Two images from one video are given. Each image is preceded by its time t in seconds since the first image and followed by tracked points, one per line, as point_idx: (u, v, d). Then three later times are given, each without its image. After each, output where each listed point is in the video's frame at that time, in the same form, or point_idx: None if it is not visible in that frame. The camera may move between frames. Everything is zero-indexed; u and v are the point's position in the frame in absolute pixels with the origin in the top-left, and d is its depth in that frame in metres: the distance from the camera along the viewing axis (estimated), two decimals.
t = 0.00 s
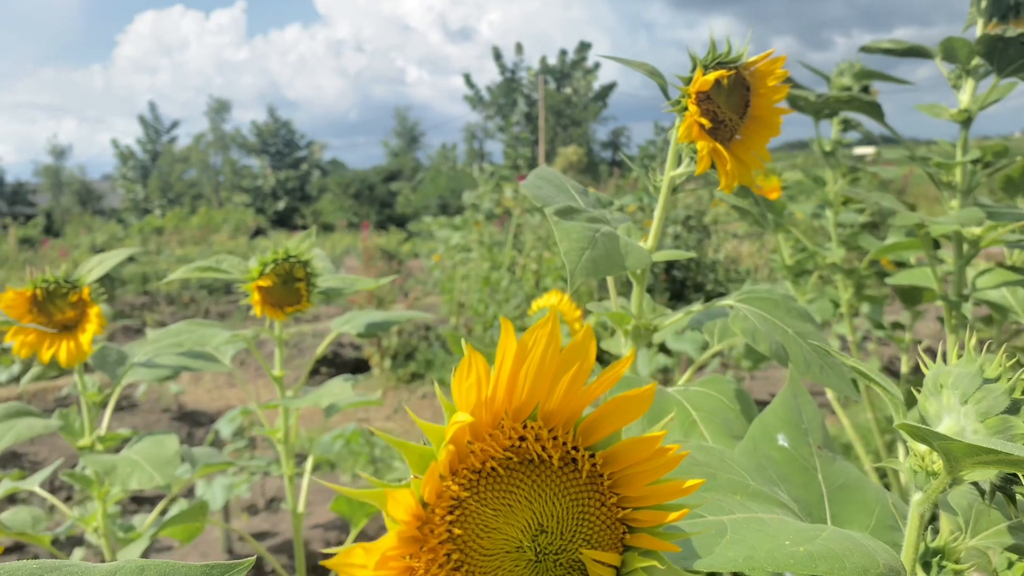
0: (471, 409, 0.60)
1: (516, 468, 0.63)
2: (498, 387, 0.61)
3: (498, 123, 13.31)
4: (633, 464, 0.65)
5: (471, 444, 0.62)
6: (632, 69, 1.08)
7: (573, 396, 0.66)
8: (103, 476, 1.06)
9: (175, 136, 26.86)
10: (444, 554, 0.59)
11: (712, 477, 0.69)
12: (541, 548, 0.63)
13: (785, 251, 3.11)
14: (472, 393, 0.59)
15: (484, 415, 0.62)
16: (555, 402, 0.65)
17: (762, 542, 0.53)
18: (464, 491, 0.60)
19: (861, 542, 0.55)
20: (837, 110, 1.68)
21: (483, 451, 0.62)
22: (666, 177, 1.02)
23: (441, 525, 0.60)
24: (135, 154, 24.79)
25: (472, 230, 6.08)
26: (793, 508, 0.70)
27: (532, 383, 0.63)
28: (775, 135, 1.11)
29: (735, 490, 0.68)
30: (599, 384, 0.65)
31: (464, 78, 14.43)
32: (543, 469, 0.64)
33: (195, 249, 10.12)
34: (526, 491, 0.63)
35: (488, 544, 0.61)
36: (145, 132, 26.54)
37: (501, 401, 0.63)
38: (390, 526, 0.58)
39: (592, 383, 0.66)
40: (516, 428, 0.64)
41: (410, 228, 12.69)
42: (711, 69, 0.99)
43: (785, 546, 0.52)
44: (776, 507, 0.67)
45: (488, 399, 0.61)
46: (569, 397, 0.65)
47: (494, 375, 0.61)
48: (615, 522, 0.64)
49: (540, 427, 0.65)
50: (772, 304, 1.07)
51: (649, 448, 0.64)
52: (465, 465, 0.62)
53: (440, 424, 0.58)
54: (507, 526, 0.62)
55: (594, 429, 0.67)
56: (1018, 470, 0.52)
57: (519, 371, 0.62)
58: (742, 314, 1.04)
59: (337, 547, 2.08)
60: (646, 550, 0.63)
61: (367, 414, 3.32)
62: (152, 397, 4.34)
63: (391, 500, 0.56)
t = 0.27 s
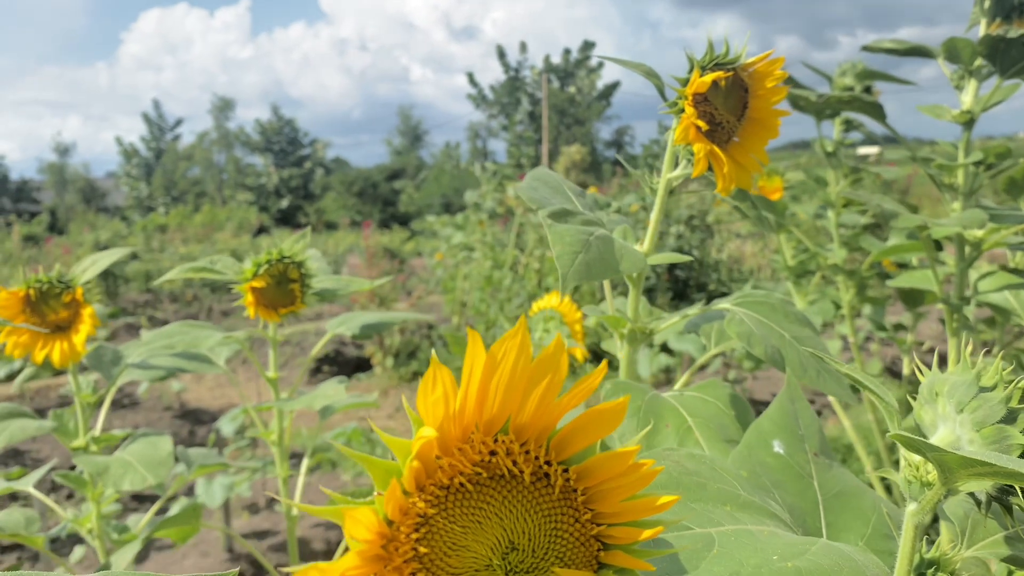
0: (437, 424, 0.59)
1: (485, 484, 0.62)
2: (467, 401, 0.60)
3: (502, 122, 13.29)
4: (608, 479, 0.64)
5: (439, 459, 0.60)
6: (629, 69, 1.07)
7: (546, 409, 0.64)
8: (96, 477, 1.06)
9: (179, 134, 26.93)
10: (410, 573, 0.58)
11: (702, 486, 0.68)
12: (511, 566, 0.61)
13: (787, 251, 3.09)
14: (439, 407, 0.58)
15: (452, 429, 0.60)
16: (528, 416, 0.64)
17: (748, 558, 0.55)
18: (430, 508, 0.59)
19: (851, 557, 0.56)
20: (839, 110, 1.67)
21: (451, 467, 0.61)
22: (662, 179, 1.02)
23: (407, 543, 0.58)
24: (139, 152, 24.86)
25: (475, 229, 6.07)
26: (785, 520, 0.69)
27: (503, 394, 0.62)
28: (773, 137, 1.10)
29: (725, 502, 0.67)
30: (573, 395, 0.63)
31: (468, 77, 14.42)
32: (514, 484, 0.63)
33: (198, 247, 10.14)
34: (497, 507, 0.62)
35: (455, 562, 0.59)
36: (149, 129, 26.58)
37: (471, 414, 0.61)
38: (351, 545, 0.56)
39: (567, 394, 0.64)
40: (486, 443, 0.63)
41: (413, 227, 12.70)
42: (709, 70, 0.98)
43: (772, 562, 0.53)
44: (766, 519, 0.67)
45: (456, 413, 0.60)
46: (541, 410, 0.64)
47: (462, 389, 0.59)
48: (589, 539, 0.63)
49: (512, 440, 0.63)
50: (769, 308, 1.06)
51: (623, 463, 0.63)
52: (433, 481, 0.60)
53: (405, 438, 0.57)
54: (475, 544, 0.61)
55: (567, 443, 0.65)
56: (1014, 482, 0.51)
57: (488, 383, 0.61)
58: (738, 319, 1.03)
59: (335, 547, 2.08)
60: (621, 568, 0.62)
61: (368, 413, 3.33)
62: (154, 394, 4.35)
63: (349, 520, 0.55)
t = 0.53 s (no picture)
0: (390, 448, 0.56)
1: (442, 508, 0.60)
2: (423, 423, 0.57)
3: (506, 120, 13.29)
4: (570, 503, 0.61)
5: (393, 483, 0.58)
6: (624, 71, 1.07)
7: (506, 429, 0.62)
8: (88, 479, 1.06)
9: (185, 132, 27.01)
10: None
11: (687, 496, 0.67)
12: None
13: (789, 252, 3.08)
14: (391, 428, 0.55)
15: (407, 451, 0.58)
16: (488, 436, 0.62)
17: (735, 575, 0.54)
18: (383, 535, 0.57)
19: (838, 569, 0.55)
20: (839, 112, 1.66)
21: (406, 490, 0.58)
22: (656, 182, 1.01)
23: (358, 569, 0.56)
24: (145, 150, 24.94)
25: (478, 228, 6.08)
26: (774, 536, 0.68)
27: (462, 415, 0.60)
28: (769, 140, 1.10)
29: (713, 515, 0.65)
30: (535, 416, 0.61)
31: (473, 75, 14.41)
32: (472, 507, 0.61)
33: (203, 245, 10.17)
34: (454, 531, 0.60)
35: None
36: (156, 127, 26.67)
37: (429, 435, 0.59)
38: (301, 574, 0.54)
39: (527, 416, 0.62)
40: (444, 464, 0.60)
41: (417, 225, 12.72)
42: (702, 74, 0.98)
43: None
44: (756, 533, 0.65)
45: (412, 435, 0.57)
46: (502, 431, 0.61)
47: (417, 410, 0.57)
48: (551, 564, 0.61)
49: (472, 463, 0.61)
50: (764, 314, 1.06)
51: (585, 487, 0.61)
52: (387, 505, 0.58)
53: (357, 461, 0.54)
54: (431, 569, 0.59)
55: (530, 465, 0.63)
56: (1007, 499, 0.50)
57: (445, 405, 0.59)
58: (732, 325, 1.03)
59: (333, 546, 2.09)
60: None
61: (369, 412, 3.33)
62: (157, 391, 4.36)
63: (290, 548, 0.52)
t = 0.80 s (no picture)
0: (361, 457, 0.46)
1: (413, 525, 0.50)
2: (393, 428, 0.48)
3: (511, 120, 13.33)
4: (542, 517, 0.51)
5: (362, 495, 0.48)
6: (620, 71, 1.08)
7: (483, 439, 0.51)
8: (85, 478, 1.07)
9: (190, 130, 27.14)
10: None
11: (667, 502, 0.56)
12: None
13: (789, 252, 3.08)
14: (359, 441, 0.46)
15: (377, 462, 0.48)
16: (463, 447, 0.51)
17: None
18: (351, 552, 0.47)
19: None
20: (838, 112, 1.66)
21: (375, 504, 0.48)
22: (651, 184, 1.02)
23: None
24: (151, 148, 25.06)
25: (481, 227, 6.11)
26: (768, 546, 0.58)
27: (434, 423, 0.49)
28: (765, 142, 1.11)
29: (699, 524, 0.55)
30: (513, 423, 0.50)
31: (477, 75, 14.45)
32: (447, 525, 0.51)
33: (207, 243, 10.22)
34: (425, 553, 0.50)
35: None
36: (161, 125, 26.78)
37: (400, 444, 0.49)
38: None
39: (505, 422, 0.51)
40: (417, 476, 0.50)
41: (421, 224, 12.77)
42: (696, 75, 0.99)
43: None
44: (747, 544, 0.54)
45: (379, 445, 0.47)
46: (476, 441, 0.51)
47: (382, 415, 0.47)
48: None
49: (444, 477, 0.51)
50: (761, 317, 1.05)
51: (560, 500, 0.50)
52: (354, 519, 0.48)
53: (320, 473, 0.46)
54: None
55: (506, 477, 0.52)
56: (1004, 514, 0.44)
57: (412, 410, 0.48)
58: (727, 329, 1.02)
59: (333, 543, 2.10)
60: None
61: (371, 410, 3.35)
62: (161, 389, 4.39)
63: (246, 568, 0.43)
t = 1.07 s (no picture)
0: (336, 471, 0.42)
1: (388, 543, 0.45)
2: (367, 439, 0.43)
3: (514, 120, 13.35)
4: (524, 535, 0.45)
5: (335, 510, 0.43)
6: (618, 70, 1.08)
7: (463, 451, 0.46)
8: (82, 478, 1.09)
9: (195, 129, 27.24)
10: None
11: (670, 514, 0.52)
12: None
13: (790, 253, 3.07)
14: (330, 455, 0.42)
15: (352, 476, 0.43)
16: (442, 460, 0.46)
17: None
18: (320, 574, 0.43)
19: None
20: (839, 113, 1.65)
21: (348, 520, 0.44)
22: (647, 185, 1.01)
23: None
24: (155, 147, 25.15)
25: (484, 226, 6.12)
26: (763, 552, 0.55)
27: (409, 434, 0.45)
28: (764, 142, 1.11)
29: (695, 532, 0.51)
30: (493, 435, 0.45)
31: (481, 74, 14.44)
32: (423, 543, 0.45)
33: (212, 242, 10.26)
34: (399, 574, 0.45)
35: None
36: (166, 124, 26.86)
37: (376, 457, 0.44)
38: None
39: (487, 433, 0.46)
40: (392, 491, 0.45)
41: (424, 223, 12.80)
42: (693, 74, 0.99)
43: None
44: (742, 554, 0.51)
45: (348, 458, 0.43)
46: (455, 453, 0.46)
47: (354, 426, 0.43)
48: None
49: (422, 491, 0.45)
50: (758, 321, 1.04)
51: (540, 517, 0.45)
52: (327, 536, 0.43)
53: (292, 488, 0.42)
54: None
55: (487, 492, 0.46)
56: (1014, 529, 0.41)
57: (386, 419, 0.44)
58: (724, 333, 1.02)
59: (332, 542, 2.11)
60: None
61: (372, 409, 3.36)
62: (164, 387, 4.41)
63: None
